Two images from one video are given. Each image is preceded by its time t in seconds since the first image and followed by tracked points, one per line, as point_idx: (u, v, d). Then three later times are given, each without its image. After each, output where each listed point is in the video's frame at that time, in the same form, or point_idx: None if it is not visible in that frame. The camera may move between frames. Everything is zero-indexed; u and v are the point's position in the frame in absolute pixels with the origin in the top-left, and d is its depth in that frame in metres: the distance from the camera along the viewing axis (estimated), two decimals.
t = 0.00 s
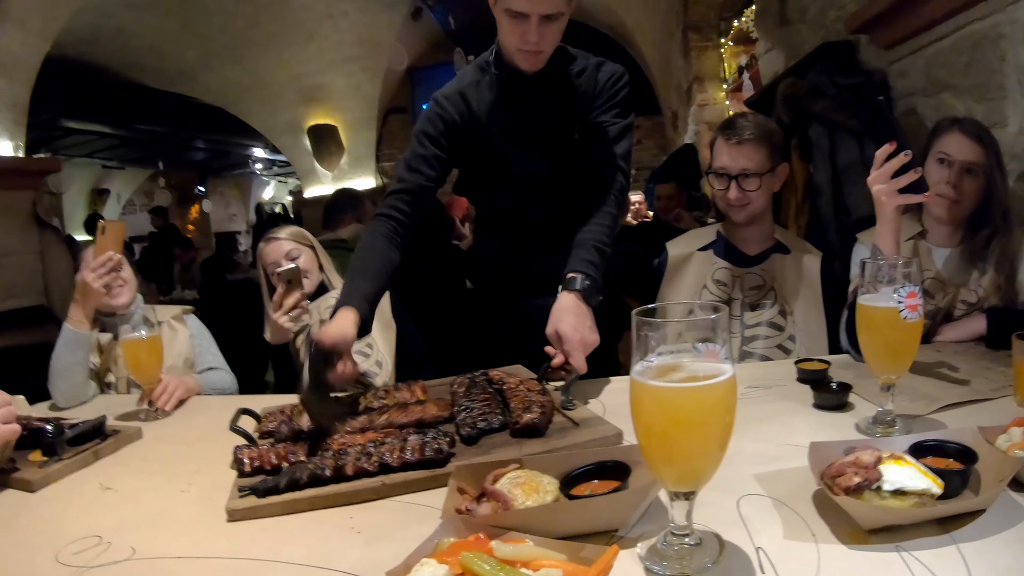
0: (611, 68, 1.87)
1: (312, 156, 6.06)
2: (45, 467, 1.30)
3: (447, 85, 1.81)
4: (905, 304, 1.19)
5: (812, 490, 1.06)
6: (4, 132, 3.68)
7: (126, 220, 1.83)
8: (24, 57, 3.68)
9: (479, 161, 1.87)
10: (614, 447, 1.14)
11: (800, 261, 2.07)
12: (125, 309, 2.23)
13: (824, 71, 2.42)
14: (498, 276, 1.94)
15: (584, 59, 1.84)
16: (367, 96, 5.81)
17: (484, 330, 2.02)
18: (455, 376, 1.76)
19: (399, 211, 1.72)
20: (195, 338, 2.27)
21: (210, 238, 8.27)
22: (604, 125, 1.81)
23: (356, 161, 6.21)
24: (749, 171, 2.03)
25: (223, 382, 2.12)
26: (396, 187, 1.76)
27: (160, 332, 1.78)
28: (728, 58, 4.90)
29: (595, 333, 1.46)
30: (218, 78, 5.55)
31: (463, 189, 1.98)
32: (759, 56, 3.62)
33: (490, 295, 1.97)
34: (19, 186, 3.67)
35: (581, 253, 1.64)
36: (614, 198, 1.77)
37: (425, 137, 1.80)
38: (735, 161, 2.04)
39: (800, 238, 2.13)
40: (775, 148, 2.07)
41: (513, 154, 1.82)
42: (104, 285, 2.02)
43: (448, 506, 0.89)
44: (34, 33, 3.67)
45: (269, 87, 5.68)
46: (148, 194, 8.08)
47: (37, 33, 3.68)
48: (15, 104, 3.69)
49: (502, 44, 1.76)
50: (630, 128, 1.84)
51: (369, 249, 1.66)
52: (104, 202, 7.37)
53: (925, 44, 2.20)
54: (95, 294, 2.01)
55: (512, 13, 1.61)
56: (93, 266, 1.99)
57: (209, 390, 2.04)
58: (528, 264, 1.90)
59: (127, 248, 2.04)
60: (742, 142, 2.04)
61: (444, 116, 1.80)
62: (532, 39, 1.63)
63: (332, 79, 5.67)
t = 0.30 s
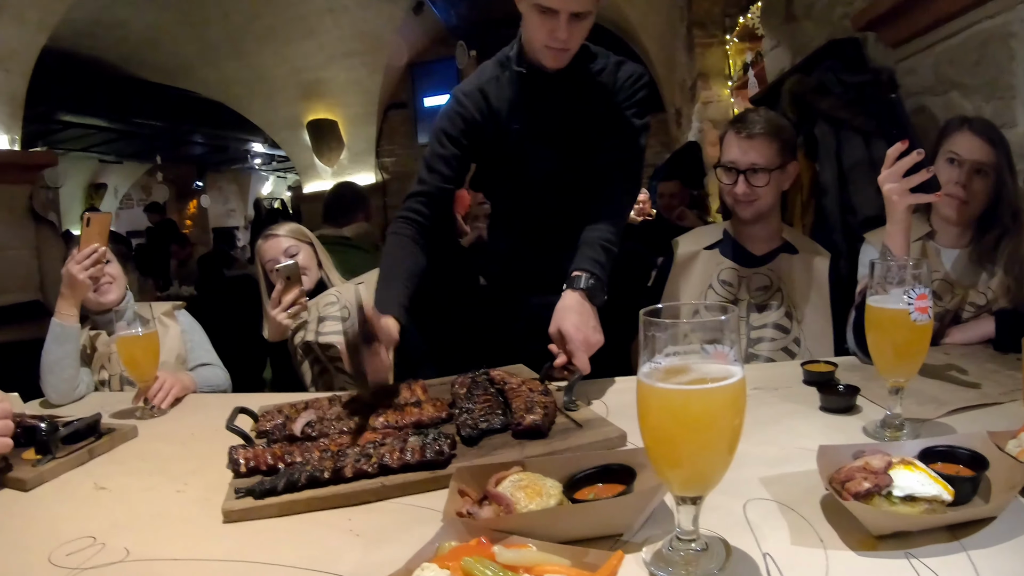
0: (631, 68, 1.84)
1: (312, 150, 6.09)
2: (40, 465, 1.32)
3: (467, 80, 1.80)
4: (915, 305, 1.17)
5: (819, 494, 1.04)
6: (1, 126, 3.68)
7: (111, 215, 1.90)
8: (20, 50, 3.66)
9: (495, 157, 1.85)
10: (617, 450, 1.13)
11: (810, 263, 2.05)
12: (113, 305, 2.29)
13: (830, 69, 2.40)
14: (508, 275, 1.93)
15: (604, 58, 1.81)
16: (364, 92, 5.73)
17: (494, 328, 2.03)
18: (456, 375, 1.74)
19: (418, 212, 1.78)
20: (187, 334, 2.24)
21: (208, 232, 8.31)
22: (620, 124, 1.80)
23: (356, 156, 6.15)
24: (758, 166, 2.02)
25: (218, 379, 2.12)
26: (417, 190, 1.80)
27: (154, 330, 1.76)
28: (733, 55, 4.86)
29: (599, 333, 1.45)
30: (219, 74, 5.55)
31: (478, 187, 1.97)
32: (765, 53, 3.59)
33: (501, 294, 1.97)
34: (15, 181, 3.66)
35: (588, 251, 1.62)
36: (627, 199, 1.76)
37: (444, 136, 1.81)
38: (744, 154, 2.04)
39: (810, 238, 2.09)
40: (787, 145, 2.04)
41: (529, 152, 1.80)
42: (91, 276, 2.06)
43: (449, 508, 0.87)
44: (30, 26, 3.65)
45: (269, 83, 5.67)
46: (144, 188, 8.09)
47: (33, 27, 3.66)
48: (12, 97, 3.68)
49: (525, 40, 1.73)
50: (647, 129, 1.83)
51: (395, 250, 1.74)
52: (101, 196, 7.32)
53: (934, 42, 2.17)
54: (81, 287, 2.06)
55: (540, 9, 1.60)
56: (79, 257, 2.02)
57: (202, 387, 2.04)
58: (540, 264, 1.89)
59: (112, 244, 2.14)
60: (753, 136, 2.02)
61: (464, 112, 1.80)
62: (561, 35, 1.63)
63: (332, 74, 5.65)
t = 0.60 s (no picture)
0: (651, 74, 1.78)
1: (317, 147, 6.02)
2: (33, 459, 1.31)
3: (485, 76, 1.78)
4: (927, 320, 1.15)
5: (825, 511, 1.01)
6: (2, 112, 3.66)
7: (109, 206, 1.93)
8: (25, 35, 3.64)
9: (509, 156, 1.82)
10: (621, 460, 1.11)
11: (825, 272, 2.03)
12: (106, 298, 2.31)
13: (843, 76, 2.40)
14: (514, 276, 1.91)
15: (624, 63, 1.76)
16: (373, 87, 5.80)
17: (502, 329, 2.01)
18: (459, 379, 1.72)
19: (432, 207, 1.74)
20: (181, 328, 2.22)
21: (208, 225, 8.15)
22: (638, 132, 1.76)
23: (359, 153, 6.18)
24: (774, 174, 1.99)
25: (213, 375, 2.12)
26: (431, 184, 1.77)
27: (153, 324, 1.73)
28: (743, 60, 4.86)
29: (605, 340, 1.43)
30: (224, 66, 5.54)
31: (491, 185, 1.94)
32: (776, 58, 3.57)
33: (509, 295, 1.95)
34: (16, 168, 3.65)
35: (597, 257, 1.60)
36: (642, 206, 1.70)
37: (460, 131, 1.78)
38: (761, 161, 2.00)
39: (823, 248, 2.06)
40: (804, 152, 2.02)
41: (544, 153, 1.77)
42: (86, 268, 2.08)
43: (449, 517, 0.85)
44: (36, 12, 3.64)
45: (275, 77, 5.66)
46: (145, 180, 8.10)
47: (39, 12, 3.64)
48: (14, 83, 3.67)
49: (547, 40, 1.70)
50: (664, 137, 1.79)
51: (409, 243, 1.67)
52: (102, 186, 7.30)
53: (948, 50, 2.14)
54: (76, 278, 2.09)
55: (569, 16, 1.53)
56: (75, 249, 2.05)
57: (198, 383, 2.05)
58: (550, 266, 1.87)
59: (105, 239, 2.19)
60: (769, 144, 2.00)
61: (479, 108, 1.77)
62: (587, 45, 1.58)
63: (339, 69, 5.63)
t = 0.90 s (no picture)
0: (656, 83, 1.76)
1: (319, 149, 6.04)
2: (27, 462, 1.30)
3: (490, 80, 1.74)
4: (938, 335, 1.13)
5: (833, 528, 0.99)
6: (4, 109, 3.66)
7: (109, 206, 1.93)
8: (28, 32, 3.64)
9: (512, 162, 1.79)
10: (625, 475, 1.08)
11: (837, 285, 2.01)
12: (103, 299, 2.31)
13: (851, 83, 2.39)
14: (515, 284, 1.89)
15: (630, 71, 1.74)
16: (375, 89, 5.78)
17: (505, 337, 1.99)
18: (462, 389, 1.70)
19: (439, 214, 1.71)
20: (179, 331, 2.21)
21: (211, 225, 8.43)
22: (642, 141, 1.73)
23: (361, 156, 6.23)
24: (779, 186, 1.97)
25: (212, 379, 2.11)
26: (436, 191, 1.73)
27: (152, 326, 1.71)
28: (749, 66, 4.90)
29: (610, 351, 1.41)
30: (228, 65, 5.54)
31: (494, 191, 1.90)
32: (783, 65, 3.56)
33: (512, 303, 1.92)
34: (17, 165, 3.65)
35: (600, 266, 1.58)
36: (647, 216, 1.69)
37: (465, 136, 1.74)
38: (766, 172, 1.99)
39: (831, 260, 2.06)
40: (811, 162, 1.99)
41: (548, 161, 1.75)
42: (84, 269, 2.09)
43: (449, 532, 0.83)
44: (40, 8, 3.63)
45: (279, 77, 5.65)
46: (145, 178, 8.06)
47: (43, 8, 3.63)
48: (15, 79, 3.66)
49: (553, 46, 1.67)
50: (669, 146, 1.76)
51: (416, 255, 1.65)
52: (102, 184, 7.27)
53: (958, 58, 2.13)
54: (73, 278, 2.09)
55: (578, 24, 1.51)
56: (73, 249, 2.05)
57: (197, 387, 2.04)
58: (554, 275, 1.84)
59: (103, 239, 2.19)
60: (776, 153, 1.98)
61: (484, 112, 1.73)
62: (594, 53, 1.56)
63: (344, 70, 5.63)
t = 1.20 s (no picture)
0: (645, 87, 1.72)
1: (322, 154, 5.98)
2: (15, 471, 1.28)
3: (476, 85, 1.69)
4: (953, 348, 1.10)
5: (843, 549, 0.95)
6: (5, 110, 3.66)
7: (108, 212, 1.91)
8: (30, 33, 3.64)
9: (500, 170, 1.74)
10: (627, 494, 1.05)
11: (846, 296, 1.97)
12: (99, 304, 2.27)
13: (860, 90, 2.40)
14: (506, 297, 1.83)
15: (618, 75, 1.70)
16: (382, 94, 5.77)
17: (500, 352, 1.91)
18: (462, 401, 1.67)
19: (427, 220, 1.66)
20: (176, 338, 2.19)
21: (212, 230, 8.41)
22: (633, 148, 1.69)
23: (365, 163, 6.18)
24: (786, 196, 1.94)
25: (207, 388, 2.09)
26: (422, 197, 1.67)
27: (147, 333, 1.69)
28: (757, 73, 4.89)
29: (614, 363, 1.38)
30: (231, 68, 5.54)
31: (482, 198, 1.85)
32: (791, 73, 3.53)
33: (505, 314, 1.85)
34: (18, 167, 3.64)
35: (599, 275, 1.54)
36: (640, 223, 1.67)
37: (451, 141, 1.69)
38: (771, 182, 1.95)
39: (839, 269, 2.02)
40: (818, 171, 1.96)
41: (539, 169, 1.71)
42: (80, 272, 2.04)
43: (444, 555, 0.80)
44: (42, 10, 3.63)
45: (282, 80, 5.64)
46: (147, 181, 8.07)
47: (45, 10, 3.63)
48: (16, 80, 3.65)
49: (540, 50, 1.63)
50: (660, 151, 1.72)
51: (405, 261, 1.62)
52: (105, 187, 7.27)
53: (966, 65, 2.10)
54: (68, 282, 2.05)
55: (565, 23, 1.46)
56: (69, 253, 2.01)
57: (193, 396, 2.02)
58: (548, 285, 1.80)
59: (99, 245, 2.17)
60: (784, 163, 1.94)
61: (471, 118, 1.68)
62: (585, 55, 1.50)
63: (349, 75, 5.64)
